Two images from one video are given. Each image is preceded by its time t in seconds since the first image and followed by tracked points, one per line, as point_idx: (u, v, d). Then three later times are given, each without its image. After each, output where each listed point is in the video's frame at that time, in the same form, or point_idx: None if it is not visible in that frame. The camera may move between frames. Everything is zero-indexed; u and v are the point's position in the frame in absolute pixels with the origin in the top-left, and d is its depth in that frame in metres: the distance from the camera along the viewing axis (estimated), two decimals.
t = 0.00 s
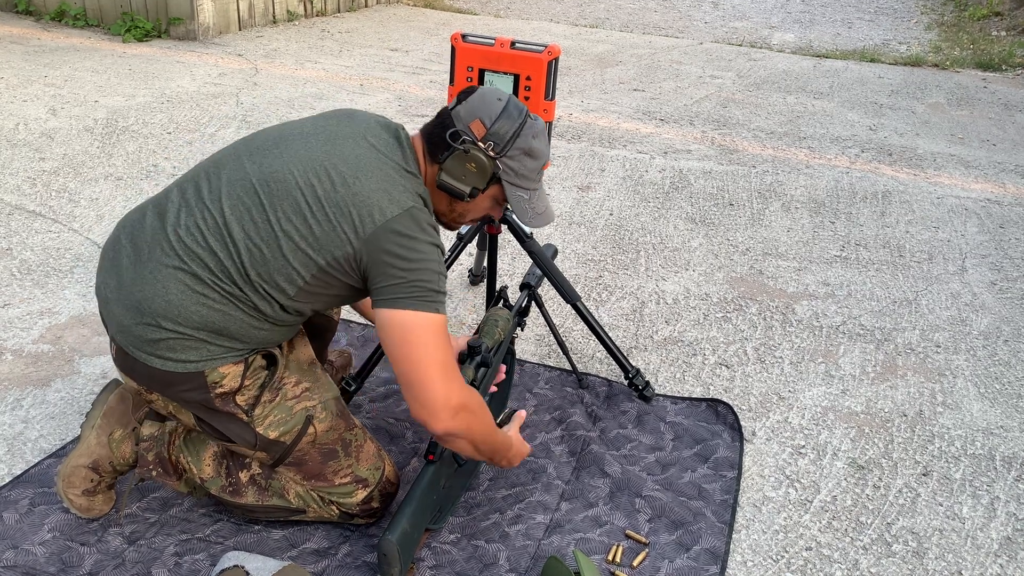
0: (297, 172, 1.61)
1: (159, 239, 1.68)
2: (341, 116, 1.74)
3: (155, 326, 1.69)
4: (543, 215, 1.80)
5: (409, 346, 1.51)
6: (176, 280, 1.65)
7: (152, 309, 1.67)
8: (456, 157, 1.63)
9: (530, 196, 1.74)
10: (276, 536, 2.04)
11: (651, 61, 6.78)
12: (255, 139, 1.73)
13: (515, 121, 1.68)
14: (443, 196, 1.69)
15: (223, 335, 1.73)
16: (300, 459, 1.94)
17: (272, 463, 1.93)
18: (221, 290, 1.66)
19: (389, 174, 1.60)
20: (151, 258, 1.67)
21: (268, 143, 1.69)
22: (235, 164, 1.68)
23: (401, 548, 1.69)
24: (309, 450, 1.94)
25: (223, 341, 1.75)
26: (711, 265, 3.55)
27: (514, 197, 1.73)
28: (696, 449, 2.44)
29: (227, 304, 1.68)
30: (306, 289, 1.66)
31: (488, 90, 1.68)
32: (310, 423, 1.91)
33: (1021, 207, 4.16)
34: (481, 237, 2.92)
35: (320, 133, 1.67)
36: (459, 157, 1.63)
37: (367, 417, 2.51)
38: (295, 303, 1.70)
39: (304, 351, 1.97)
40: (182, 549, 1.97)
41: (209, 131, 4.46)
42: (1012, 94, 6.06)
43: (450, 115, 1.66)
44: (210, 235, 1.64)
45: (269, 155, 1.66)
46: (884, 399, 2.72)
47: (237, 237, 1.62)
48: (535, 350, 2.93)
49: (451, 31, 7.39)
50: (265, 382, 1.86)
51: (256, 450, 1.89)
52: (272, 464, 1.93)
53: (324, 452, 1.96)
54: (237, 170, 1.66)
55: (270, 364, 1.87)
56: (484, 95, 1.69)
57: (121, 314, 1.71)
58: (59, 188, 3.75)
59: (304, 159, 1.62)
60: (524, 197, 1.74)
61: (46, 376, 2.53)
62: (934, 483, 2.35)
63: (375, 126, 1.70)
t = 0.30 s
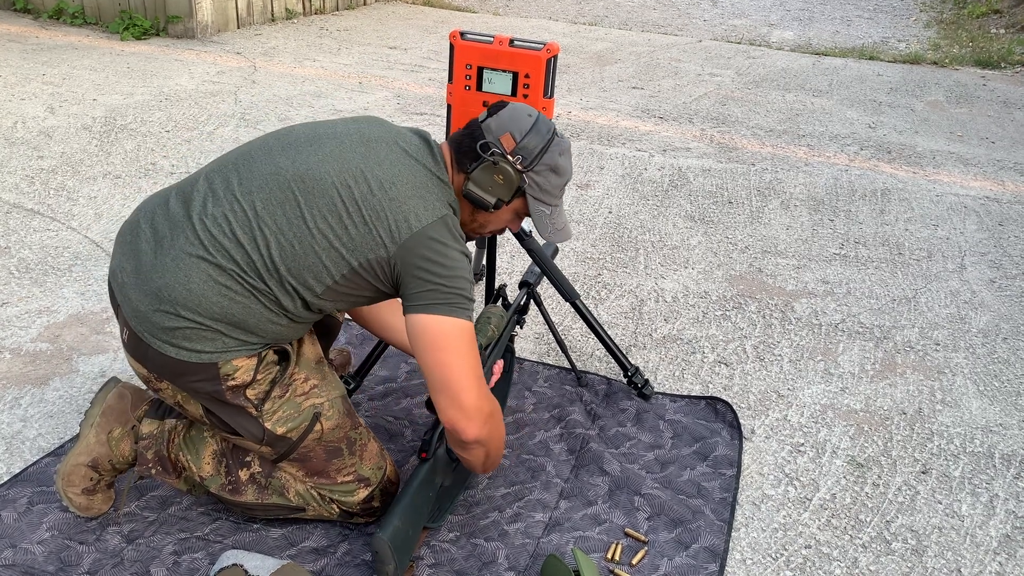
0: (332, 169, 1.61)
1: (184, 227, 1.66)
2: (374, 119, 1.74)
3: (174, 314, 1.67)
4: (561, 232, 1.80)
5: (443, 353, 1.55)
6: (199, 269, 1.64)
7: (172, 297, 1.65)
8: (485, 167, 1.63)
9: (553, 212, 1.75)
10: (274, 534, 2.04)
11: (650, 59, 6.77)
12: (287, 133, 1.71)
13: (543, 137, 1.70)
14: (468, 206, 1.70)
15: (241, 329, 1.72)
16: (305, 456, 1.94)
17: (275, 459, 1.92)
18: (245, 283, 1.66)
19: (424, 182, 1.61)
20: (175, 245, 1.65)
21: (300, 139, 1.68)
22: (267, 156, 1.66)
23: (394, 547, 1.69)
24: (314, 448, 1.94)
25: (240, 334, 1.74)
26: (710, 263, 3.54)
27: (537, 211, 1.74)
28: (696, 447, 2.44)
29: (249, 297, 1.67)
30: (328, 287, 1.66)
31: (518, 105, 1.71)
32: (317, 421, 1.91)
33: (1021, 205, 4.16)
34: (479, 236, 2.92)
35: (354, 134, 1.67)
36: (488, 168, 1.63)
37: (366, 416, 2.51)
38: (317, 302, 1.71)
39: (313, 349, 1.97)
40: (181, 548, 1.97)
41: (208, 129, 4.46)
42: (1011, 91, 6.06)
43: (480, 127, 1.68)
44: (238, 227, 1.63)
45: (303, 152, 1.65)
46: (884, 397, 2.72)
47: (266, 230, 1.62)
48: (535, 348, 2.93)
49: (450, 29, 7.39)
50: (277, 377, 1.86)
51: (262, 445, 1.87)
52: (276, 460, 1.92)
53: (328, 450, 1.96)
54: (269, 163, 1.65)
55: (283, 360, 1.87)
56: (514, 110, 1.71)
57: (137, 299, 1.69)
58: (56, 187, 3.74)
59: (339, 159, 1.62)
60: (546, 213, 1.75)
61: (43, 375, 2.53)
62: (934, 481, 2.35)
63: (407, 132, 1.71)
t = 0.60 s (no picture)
0: (347, 168, 1.60)
1: (196, 220, 1.65)
2: (391, 121, 1.74)
3: (181, 306, 1.67)
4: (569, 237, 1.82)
5: (455, 361, 1.55)
6: (209, 263, 1.63)
7: (181, 290, 1.64)
8: (499, 171, 1.63)
9: (562, 216, 1.76)
10: (273, 532, 2.04)
11: (650, 56, 6.76)
12: (303, 130, 1.71)
13: (557, 142, 1.71)
14: (479, 208, 1.70)
15: (248, 324, 1.72)
16: (306, 453, 1.93)
17: (276, 456, 1.92)
18: (255, 279, 1.65)
19: (444, 186, 1.62)
20: (185, 238, 1.65)
21: (317, 136, 1.68)
22: (282, 152, 1.66)
23: (389, 544, 1.68)
24: (316, 445, 1.92)
25: (247, 330, 1.73)
26: (709, 260, 3.54)
27: (547, 215, 1.75)
28: (695, 445, 2.44)
29: (258, 293, 1.67)
30: (336, 287, 1.65)
31: (533, 110, 1.72)
32: (320, 418, 1.90)
33: (1020, 203, 4.16)
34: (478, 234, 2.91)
35: (371, 135, 1.67)
36: (502, 172, 1.64)
37: (365, 413, 2.50)
38: (327, 302, 1.70)
39: (318, 346, 1.96)
40: (180, 546, 1.97)
41: (206, 127, 4.45)
42: (1010, 89, 6.06)
43: (494, 130, 1.68)
44: (250, 221, 1.62)
45: (319, 149, 1.64)
46: (883, 394, 2.72)
47: (278, 226, 1.61)
48: (534, 346, 2.93)
49: (449, 26, 7.38)
50: (282, 374, 1.85)
51: (264, 441, 1.87)
52: (277, 456, 1.92)
53: (330, 448, 1.95)
54: (283, 159, 1.65)
55: (287, 356, 1.87)
56: (529, 114, 1.72)
57: (145, 291, 1.68)
58: (55, 184, 3.73)
59: (356, 158, 1.62)
60: (556, 217, 1.76)
61: (42, 373, 2.52)
62: (932, 478, 2.35)
63: (423, 135, 1.71)
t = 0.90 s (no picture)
0: (354, 170, 1.60)
1: (200, 218, 1.65)
2: (398, 123, 1.74)
3: (183, 305, 1.66)
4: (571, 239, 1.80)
5: (463, 367, 1.55)
6: (212, 262, 1.63)
7: (184, 289, 1.64)
8: (504, 172, 1.62)
9: (564, 219, 1.75)
10: (272, 530, 2.04)
11: (649, 54, 6.76)
12: (309, 130, 1.70)
13: (561, 145, 1.70)
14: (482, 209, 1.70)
15: (250, 324, 1.72)
16: (307, 452, 1.93)
17: (277, 454, 1.92)
18: (258, 279, 1.65)
19: (451, 191, 1.62)
20: (189, 235, 1.64)
21: (324, 137, 1.67)
22: (287, 152, 1.66)
23: (389, 543, 1.68)
24: (316, 444, 1.93)
25: (248, 329, 1.73)
26: (708, 258, 3.54)
27: (549, 218, 1.74)
28: (694, 443, 2.44)
29: (261, 293, 1.67)
30: (339, 288, 1.65)
31: (538, 112, 1.71)
32: (321, 417, 1.90)
33: (1019, 201, 4.16)
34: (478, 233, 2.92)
35: (378, 137, 1.66)
36: (507, 173, 1.63)
37: (364, 411, 2.50)
38: (330, 303, 1.70)
39: (319, 345, 1.95)
40: (179, 544, 1.97)
41: (206, 125, 4.45)
42: (1009, 87, 6.06)
43: (499, 131, 1.68)
44: (254, 221, 1.61)
45: (325, 150, 1.64)
46: (882, 392, 2.72)
47: (282, 226, 1.61)
48: (533, 344, 2.93)
49: (448, 24, 7.38)
50: (284, 374, 1.85)
51: (265, 440, 1.87)
52: (277, 455, 1.92)
53: (330, 446, 1.95)
54: (289, 159, 1.64)
55: (290, 355, 1.86)
56: (533, 117, 1.72)
57: (147, 288, 1.68)
58: (54, 182, 3.73)
59: (362, 160, 1.62)
60: (558, 220, 1.75)
61: (41, 371, 2.52)
62: (931, 476, 2.35)
63: (431, 139, 1.71)
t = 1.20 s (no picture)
0: (358, 172, 1.61)
1: (204, 218, 1.65)
2: (402, 125, 1.74)
3: (186, 304, 1.67)
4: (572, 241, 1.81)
5: (464, 366, 1.55)
6: (215, 262, 1.63)
7: (187, 288, 1.64)
8: (506, 175, 1.63)
9: (565, 221, 1.76)
10: (273, 529, 2.04)
11: (649, 54, 6.76)
12: (313, 131, 1.71)
13: (564, 147, 1.70)
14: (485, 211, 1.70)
15: (252, 324, 1.72)
16: (307, 451, 1.93)
17: (277, 454, 1.92)
18: (261, 279, 1.65)
19: (456, 193, 1.62)
20: (192, 235, 1.65)
21: (328, 138, 1.68)
22: (292, 152, 1.66)
23: (389, 542, 1.68)
24: (317, 443, 1.93)
25: (251, 329, 1.74)
26: (709, 258, 3.55)
27: (550, 220, 1.74)
28: (694, 442, 2.44)
29: (263, 293, 1.67)
30: (342, 289, 1.65)
31: (540, 114, 1.71)
32: (322, 417, 1.90)
33: (1019, 200, 4.16)
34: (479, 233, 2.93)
35: (382, 138, 1.67)
36: (509, 176, 1.63)
37: (364, 410, 2.51)
38: (333, 305, 1.70)
39: (320, 344, 1.96)
40: (179, 543, 1.97)
41: (206, 124, 4.45)
42: (1010, 87, 6.06)
43: (502, 133, 1.68)
44: (258, 221, 1.62)
45: (330, 151, 1.64)
46: (882, 392, 2.73)
47: (286, 226, 1.61)
48: (533, 343, 2.93)
49: (448, 24, 7.38)
50: (285, 374, 1.85)
51: (266, 439, 1.87)
52: (278, 454, 1.92)
53: (331, 446, 1.95)
54: (293, 159, 1.64)
55: (291, 355, 1.86)
56: (536, 119, 1.72)
57: (149, 287, 1.68)
58: (55, 181, 3.73)
59: (366, 161, 1.62)
60: (559, 221, 1.76)
61: (42, 370, 2.53)
62: (931, 476, 2.36)
63: (434, 142, 1.71)
